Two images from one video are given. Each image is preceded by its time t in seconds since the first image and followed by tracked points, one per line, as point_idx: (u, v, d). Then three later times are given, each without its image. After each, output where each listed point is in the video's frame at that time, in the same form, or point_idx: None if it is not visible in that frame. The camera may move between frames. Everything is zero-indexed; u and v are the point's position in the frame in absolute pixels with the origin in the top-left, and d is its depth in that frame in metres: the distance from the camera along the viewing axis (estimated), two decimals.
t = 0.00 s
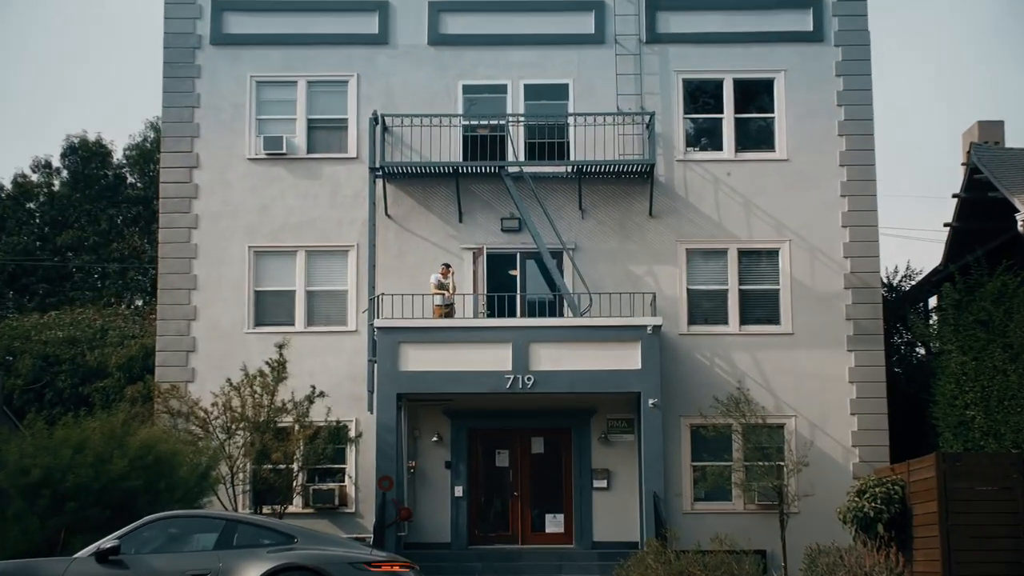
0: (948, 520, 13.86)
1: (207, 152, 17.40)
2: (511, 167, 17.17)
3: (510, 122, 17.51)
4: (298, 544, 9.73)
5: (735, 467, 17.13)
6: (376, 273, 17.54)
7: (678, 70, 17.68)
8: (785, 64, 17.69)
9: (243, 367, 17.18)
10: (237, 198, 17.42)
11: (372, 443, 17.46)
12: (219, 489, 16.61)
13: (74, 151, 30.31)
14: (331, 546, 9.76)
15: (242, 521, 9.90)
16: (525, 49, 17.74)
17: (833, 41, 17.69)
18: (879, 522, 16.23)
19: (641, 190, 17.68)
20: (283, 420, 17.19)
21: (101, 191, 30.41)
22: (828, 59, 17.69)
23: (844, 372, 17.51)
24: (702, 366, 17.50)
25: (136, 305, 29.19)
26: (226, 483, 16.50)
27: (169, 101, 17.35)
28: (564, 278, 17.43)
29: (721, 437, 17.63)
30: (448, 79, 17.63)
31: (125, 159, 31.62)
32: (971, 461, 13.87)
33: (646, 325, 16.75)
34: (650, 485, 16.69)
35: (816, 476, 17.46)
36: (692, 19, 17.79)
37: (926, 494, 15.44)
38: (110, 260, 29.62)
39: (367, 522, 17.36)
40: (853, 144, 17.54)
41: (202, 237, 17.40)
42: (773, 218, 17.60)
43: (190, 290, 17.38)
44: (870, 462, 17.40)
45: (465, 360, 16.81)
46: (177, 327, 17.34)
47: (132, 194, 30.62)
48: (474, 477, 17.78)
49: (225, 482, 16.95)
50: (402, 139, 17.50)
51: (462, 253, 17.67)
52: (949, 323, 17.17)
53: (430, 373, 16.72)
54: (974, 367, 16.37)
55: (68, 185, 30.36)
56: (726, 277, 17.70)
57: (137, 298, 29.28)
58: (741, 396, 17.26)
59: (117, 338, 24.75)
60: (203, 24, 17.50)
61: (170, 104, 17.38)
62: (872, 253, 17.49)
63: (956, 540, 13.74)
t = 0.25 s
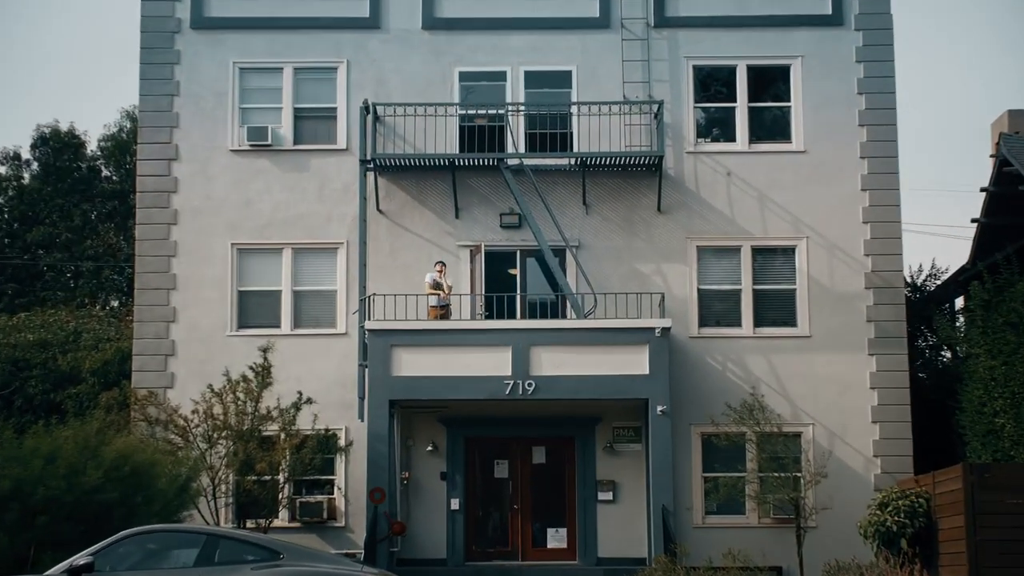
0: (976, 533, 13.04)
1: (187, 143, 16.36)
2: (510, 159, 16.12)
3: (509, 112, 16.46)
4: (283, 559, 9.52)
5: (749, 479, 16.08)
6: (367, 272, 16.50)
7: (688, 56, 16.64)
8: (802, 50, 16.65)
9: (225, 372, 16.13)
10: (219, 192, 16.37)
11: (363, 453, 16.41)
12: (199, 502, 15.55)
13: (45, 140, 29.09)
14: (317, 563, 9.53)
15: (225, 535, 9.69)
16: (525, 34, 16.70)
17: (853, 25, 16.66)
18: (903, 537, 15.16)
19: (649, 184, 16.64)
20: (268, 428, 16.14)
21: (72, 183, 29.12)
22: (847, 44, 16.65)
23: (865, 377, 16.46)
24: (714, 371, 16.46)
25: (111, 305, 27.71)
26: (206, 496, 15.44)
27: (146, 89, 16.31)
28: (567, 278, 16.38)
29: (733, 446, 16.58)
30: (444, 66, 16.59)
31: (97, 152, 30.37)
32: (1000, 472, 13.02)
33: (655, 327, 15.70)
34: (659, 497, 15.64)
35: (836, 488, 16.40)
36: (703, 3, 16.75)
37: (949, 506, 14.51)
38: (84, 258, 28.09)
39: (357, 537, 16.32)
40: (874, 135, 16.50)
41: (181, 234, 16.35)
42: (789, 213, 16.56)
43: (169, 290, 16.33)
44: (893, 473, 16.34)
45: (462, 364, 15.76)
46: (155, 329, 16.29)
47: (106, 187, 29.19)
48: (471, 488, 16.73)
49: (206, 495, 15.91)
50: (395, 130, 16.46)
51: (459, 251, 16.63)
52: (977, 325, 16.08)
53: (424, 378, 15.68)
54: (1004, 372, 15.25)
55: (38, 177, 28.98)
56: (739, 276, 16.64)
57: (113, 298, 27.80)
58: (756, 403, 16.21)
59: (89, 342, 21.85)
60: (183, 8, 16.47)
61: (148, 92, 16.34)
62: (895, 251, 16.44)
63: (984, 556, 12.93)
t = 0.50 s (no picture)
0: (1004, 548, 12.15)
1: (166, 134, 15.38)
2: (510, 151, 15.14)
3: (509, 100, 15.47)
4: None
5: (764, 491, 15.10)
6: (358, 271, 15.51)
7: (699, 41, 15.65)
8: (820, 35, 15.67)
9: (207, 377, 15.15)
10: (200, 186, 15.39)
11: (353, 464, 15.43)
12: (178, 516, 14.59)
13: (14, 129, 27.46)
14: None
15: (207, 551, 9.06)
16: (525, 18, 15.72)
17: (874, 9, 15.67)
18: (928, 554, 14.19)
19: (657, 178, 15.65)
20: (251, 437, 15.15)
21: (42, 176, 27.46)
22: (868, 29, 15.66)
23: (888, 383, 15.46)
24: (727, 376, 15.47)
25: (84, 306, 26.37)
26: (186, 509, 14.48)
27: (122, 75, 15.34)
28: (570, 277, 15.39)
29: (747, 456, 15.57)
30: (440, 52, 15.62)
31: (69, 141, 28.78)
32: None
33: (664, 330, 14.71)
34: (668, 511, 14.66)
35: (856, 501, 15.39)
36: None
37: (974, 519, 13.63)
38: (57, 255, 26.67)
39: (347, 553, 15.34)
40: (897, 125, 15.51)
41: (160, 230, 15.37)
42: (806, 208, 15.57)
43: (147, 291, 15.34)
44: (917, 485, 15.34)
45: (458, 369, 14.77)
46: (132, 331, 15.31)
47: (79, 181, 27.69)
48: (468, 501, 15.74)
49: (185, 509, 14.93)
50: (387, 120, 15.49)
51: (456, 249, 15.64)
52: (1008, 327, 15.12)
53: (418, 384, 14.70)
54: None
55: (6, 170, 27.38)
56: (753, 275, 15.65)
57: (87, 299, 26.43)
58: (771, 411, 15.22)
59: (61, 346, 20.73)
60: None
61: (124, 79, 15.36)
62: (920, 248, 15.45)
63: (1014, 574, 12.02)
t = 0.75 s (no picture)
0: None
1: (143, 123, 14.46)
2: (509, 142, 14.21)
3: (509, 88, 14.54)
4: None
5: (781, 504, 14.14)
6: (347, 270, 14.58)
7: (711, 25, 14.72)
8: (839, 18, 14.74)
9: (186, 383, 14.23)
10: (180, 179, 14.47)
11: (343, 475, 14.50)
12: (155, 531, 13.67)
13: None
14: None
15: (185, 567, 8.93)
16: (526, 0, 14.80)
17: None
18: (955, 571, 13.28)
19: (666, 170, 14.71)
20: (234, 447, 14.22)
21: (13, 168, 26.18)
22: (891, 12, 14.73)
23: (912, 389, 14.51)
24: (740, 382, 14.53)
25: (54, 307, 25.21)
26: (163, 523, 13.55)
27: (97, 62, 14.43)
28: (573, 276, 14.45)
29: (762, 467, 14.63)
30: (435, 36, 14.70)
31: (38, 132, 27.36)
32: None
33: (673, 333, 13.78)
34: (678, 525, 13.70)
35: (879, 515, 14.43)
36: None
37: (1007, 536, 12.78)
38: (27, 254, 25.46)
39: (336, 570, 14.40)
40: (922, 114, 14.57)
41: (137, 226, 14.45)
42: (825, 203, 14.63)
43: (123, 290, 14.41)
44: (943, 498, 14.40)
45: (454, 374, 13.83)
46: (107, 334, 14.38)
47: (51, 174, 26.19)
48: (465, 514, 14.80)
49: (164, 523, 14.01)
50: (379, 109, 14.56)
51: (451, 246, 14.71)
52: None
53: (411, 390, 13.78)
54: None
55: None
56: (769, 274, 14.70)
57: (58, 300, 25.27)
58: (789, 418, 14.27)
59: (32, 349, 19.85)
60: None
61: (99, 66, 14.44)
62: (946, 245, 14.50)
63: None
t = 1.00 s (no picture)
0: None
1: (119, 113, 13.60)
2: (509, 132, 13.33)
3: (509, 75, 13.65)
4: None
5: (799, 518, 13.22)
6: (337, 269, 13.70)
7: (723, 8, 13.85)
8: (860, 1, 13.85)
9: (165, 388, 13.35)
10: (158, 172, 13.60)
11: (332, 487, 13.61)
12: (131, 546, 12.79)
13: None
14: None
15: None
16: None
17: None
18: None
19: (676, 163, 13.81)
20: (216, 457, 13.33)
21: None
22: None
23: (939, 395, 13.60)
24: (755, 388, 13.63)
25: (23, 308, 24.22)
26: (139, 539, 12.67)
27: (69, 47, 13.57)
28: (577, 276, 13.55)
29: (778, 479, 13.71)
30: (430, 20, 13.82)
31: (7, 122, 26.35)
32: None
33: (684, 336, 12.88)
34: (689, 540, 12.79)
35: (903, 530, 13.51)
36: None
37: None
38: None
39: None
40: (949, 102, 13.68)
41: (112, 222, 13.58)
42: (845, 197, 13.73)
43: (97, 291, 13.54)
44: (972, 511, 13.48)
45: (449, 380, 12.93)
46: (80, 337, 13.50)
47: (18, 167, 25.27)
48: (461, 530, 13.93)
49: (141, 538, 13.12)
50: (370, 97, 13.67)
51: (447, 243, 13.81)
52: None
53: (404, 396, 12.88)
54: None
55: None
56: (785, 273, 13.79)
57: (28, 301, 24.28)
58: (807, 427, 13.35)
59: None
60: None
61: (72, 51, 13.59)
62: (975, 242, 13.60)
63: None
